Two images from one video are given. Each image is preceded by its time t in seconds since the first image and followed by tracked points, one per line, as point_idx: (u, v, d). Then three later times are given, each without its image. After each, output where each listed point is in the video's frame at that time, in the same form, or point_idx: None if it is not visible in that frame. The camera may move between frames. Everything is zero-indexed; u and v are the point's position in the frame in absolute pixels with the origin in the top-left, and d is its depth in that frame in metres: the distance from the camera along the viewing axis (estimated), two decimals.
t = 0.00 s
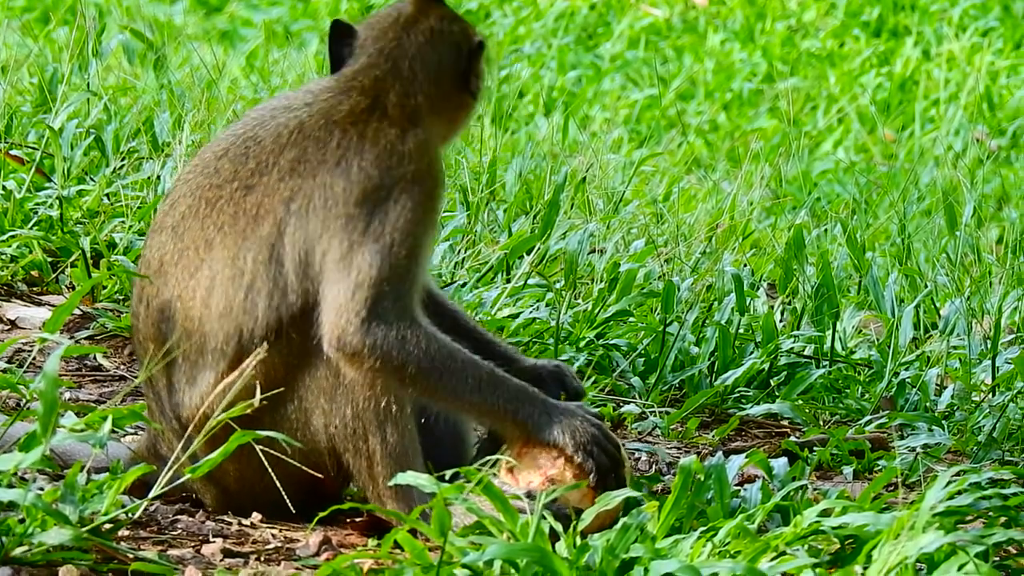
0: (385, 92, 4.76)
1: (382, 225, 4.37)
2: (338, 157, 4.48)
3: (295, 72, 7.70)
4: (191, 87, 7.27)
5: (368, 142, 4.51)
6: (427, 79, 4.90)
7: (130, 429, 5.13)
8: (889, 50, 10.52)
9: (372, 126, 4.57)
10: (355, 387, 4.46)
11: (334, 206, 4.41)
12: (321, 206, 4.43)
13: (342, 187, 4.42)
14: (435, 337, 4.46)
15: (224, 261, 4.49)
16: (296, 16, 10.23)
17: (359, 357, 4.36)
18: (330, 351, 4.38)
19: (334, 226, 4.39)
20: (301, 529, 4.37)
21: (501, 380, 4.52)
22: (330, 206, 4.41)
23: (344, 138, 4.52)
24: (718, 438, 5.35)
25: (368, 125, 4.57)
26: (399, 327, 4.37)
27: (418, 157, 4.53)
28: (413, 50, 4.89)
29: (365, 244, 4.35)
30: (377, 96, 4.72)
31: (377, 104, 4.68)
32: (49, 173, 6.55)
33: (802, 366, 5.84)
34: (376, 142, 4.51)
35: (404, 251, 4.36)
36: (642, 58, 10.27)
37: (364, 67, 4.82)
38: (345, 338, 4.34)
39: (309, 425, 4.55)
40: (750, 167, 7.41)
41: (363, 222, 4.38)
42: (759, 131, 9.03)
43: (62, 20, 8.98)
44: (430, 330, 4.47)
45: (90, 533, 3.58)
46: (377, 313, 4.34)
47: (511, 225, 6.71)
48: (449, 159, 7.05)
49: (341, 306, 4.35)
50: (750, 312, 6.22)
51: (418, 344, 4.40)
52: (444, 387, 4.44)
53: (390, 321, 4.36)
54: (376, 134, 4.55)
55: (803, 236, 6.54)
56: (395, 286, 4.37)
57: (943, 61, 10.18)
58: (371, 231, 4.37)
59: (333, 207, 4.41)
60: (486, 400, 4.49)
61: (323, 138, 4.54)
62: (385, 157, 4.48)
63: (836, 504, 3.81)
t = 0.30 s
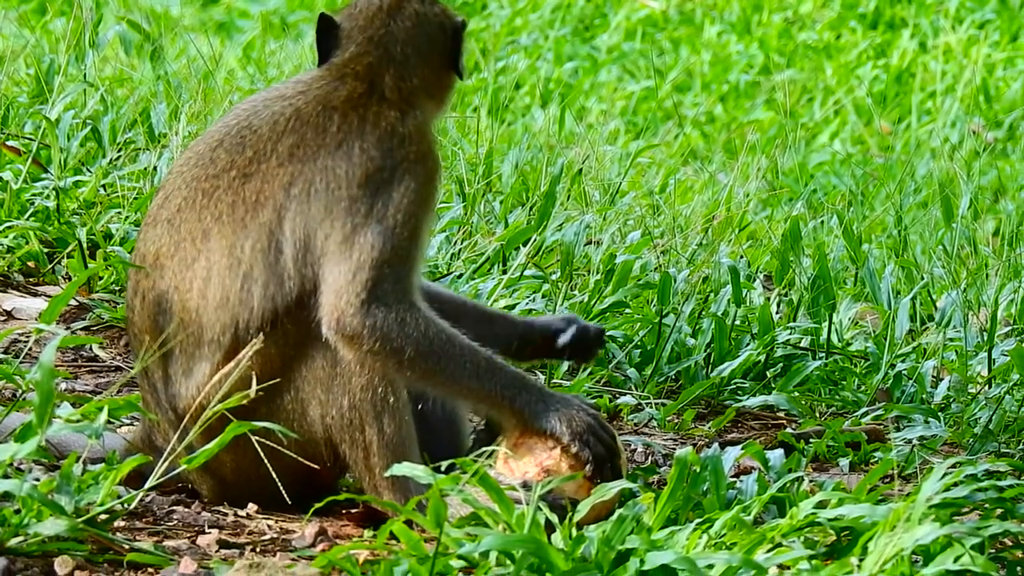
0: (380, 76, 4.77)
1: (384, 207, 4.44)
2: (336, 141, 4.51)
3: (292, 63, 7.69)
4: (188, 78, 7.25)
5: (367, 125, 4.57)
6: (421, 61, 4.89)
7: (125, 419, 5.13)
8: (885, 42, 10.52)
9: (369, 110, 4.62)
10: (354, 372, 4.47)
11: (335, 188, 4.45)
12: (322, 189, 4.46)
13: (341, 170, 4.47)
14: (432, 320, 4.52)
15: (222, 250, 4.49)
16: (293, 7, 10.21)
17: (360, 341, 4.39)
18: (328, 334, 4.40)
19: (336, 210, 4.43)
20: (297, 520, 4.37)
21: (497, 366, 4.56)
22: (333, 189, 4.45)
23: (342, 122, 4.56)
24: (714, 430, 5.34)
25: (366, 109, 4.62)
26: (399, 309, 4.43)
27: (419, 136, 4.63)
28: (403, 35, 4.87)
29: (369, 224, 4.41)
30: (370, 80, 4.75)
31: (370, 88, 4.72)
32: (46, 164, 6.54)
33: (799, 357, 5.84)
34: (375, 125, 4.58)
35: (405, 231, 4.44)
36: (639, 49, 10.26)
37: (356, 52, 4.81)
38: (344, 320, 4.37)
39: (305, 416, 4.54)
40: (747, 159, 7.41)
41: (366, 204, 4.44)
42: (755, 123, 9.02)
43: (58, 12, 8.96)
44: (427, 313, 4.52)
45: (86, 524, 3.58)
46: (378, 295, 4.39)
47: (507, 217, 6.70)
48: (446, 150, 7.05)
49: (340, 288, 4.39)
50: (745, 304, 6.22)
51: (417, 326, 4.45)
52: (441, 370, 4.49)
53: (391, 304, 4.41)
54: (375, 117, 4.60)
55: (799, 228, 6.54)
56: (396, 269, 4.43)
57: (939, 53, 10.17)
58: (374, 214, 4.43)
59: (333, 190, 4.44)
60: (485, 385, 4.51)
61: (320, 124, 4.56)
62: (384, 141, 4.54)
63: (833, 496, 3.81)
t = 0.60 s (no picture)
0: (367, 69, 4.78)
1: (373, 203, 4.42)
2: (322, 135, 4.52)
3: (287, 59, 7.68)
4: (183, 74, 7.24)
5: (353, 117, 4.56)
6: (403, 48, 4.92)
7: (121, 414, 5.12)
8: (881, 37, 10.51)
9: (354, 100, 4.62)
10: (348, 369, 4.47)
11: (322, 184, 4.45)
12: (309, 183, 4.46)
13: (327, 166, 4.46)
14: (426, 314, 4.50)
15: (212, 247, 4.49)
16: (288, 3, 10.19)
17: (352, 337, 4.38)
18: (322, 330, 4.40)
19: (323, 207, 4.43)
20: (293, 515, 4.37)
21: (492, 361, 4.53)
22: (320, 184, 4.45)
23: (328, 115, 4.56)
24: (710, 425, 5.33)
25: (352, 100, 4.61)
26: (392, 305, 4.41)
27: (404, 128, 4.62)
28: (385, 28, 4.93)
29: (357, 220, 4.40)
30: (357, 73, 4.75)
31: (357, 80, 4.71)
32: (40, 159, 6.53)
33: (794, 352, 5.86)
34: (359, 117, 4.56)
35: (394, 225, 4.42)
36: (634, 44, 10.25)
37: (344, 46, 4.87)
38: (338, 316, 4.37)
39: (300, 411, 4.54)
40: (742, 154, 7.40)
41: (354, 200, 4.43)
42: (750, 118, 9.02)
43: (53, 7, 8.95)
44: (420, 308, 4.49)
45: (81, 519, 3.58)
46: (371, 291, 4.38)
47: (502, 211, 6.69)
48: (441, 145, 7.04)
49: (333, 284, 4.39)
50: (740, 298, 6.22)
51: (410, 321, 4.42)
52: (435, 366, 4.46)
53: (383, 300, 4.40)
54: (360, 108, 4.59)
55: (794, 223, 6.53)
56: (386, 264, 4.41)
57: (934, 47, 10.17)
58: (362, 209, 4.42)
59: (321, 186, 4.44)
60: (478, 381, 4.49)
61: (307, 117, 4.57)
62: (370, 134, 4.53)
63: (829, 490, 3.82)
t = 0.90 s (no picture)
0: (362, 61, 4.77)
1: (359, 200, 4.42)
2: (311, 126, 4.51)
3: (284, 56, 7.67)
4: (180, 71, 7.24)
5: (340, 107, 4.55)
6: (407, 46, 4.81)
7: (117, 412, 5.12)
8: (878, 34, 10.52)
9: (344, 91, 4.61)
10: (342, 365, 4.47)
11: (310, 178, 4.45)
12: (295, 175, 4.47)
13: (315, 159, 4.46)
14: (416, 311, 4.50)
15: (204, 238, 4.50)
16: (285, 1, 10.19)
17: (342, 335, 4.39)
18: (315, 329, 4.42)
19: (309, 200, 4.45)
20: (290, 513, 4.36)
21: (485, 360, 4.54)
22: (305, 176, 4.46)
23: (318, 105, 4.56)
24: (707, 422, 5.34)
25: (340, 90, 4.61)
26: (383, 303, 4.42)
27: (388, 123, 4.58)
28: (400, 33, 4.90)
29: (345, 218, 4.41)
30: (349, 63, 4.75)
31: (349, 70, 4.71)
32: (38, 157, 6.53)
33: (791, 350, 5.84)
34: (346, 108, 4.55)
35: (382, 224, 4.42)
36: (631, 41, 10.25)
37: (358, 45, 4.86)
38: (331, 315, 4.39)
39: (297, 407, 4.53)
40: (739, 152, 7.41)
41: (339, 196, 4.43)
42: (748, 115, 9.02)
43: (50, 5, 8.95)
44: (411, 305, 4.51)
45: (78, 516, 3.58)
46: (363, 290, 4.40)
47: (500, 209, 6.70)
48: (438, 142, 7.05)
49: (324, 283, 4.41)
50: (738, 296, 6.22)
51: (401, 320, 4.44)
52: (426, 365, 4.48)
53: (373, 298, 4.41)
54: (345, 98, 4.59)
55: (792, 220, 6.54)
56: (376, 262, 4.42)
57: (931, 45, 10.18)
58: (349, 206, 4.42)
59: (310, 181, 4.45)
60: (470, 379, 4.50)
61: (299, 106, 4.57)
62: (359, 128, 4.52)
63: (825, 487, 3.82)
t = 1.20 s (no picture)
0: (364, 69, 4.76)
1: (354, 205, 4.42)
2: (309, 131, 4.52)
3: (282, 55, 7.67)
4: (178, 69, 7.23)
5: (337, 113, 4.56)
6: (410, 68, 4.78)
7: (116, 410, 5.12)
8: (876, 33, 10.52)
9: (343, 98, 4.62)
10: (340, 368, 4.47)
11: (306, 182, 4.45)
12: (290, 179, 4.47)
13: (312, 164, 4.46)
14: (414, 316, 4.49)
15: (201, 239, 4.50)
16: None
17: (336, 341, 4.39)
18: (311, 335, 4.41)
19: (303, 204, 4.44)
20: (288, 510, 4.36)
21: (483, 362, 4.52)
22: (299, 180, 4.46)
23: (316, 110, 4.57)
24: (705, 421, 5.34)
25: (339, 96, 4.62)
26: (379, 309, 4.40)
27: (384, 131, 4.57)
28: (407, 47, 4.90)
29: (339, 224, 4.40)
30: (353, 72, 4.75)
31: (351, 79, 4.71)
32: (36, 154, 6.53)
33: (789, 349, 5.83)
34: (343, 116, 4.55)
35: (377, 232, 4.40)
36: (629, 40, 10.25)
37: (363, 55, 4.86)
38: (326, 322, 4.36)
39: (296, 405, 4.54)
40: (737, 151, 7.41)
41: (333, 202, 4.42)
42: (746, 114, 9.03)
43: (49, 2, 8.94)
44: (408, 310, 4.49)
45: (76, 514, 3.58)
46: (357, 295, 4.38)
47: (498, 207, 6.70)
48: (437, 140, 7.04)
49: (319, 289, 4.38)
50: (736, 295, 6.22)
51: (397, 326, 4.42)
52: (422, 372, 4.46)
53: (369, 304, 4.39)
54: (343, 104, 4.59)
55: (790, 219, 6.54)
56: (372, 268, 4.40)
57: (930, 44, 10.18)
58: (343, 212, 4.41)
59: (306, 185, 4.45)
60: (467, 381, 4.48)
61: (298, 111, 4.58)
62: (355, 137, 4.52)
63: (824, 486, 3.83)
